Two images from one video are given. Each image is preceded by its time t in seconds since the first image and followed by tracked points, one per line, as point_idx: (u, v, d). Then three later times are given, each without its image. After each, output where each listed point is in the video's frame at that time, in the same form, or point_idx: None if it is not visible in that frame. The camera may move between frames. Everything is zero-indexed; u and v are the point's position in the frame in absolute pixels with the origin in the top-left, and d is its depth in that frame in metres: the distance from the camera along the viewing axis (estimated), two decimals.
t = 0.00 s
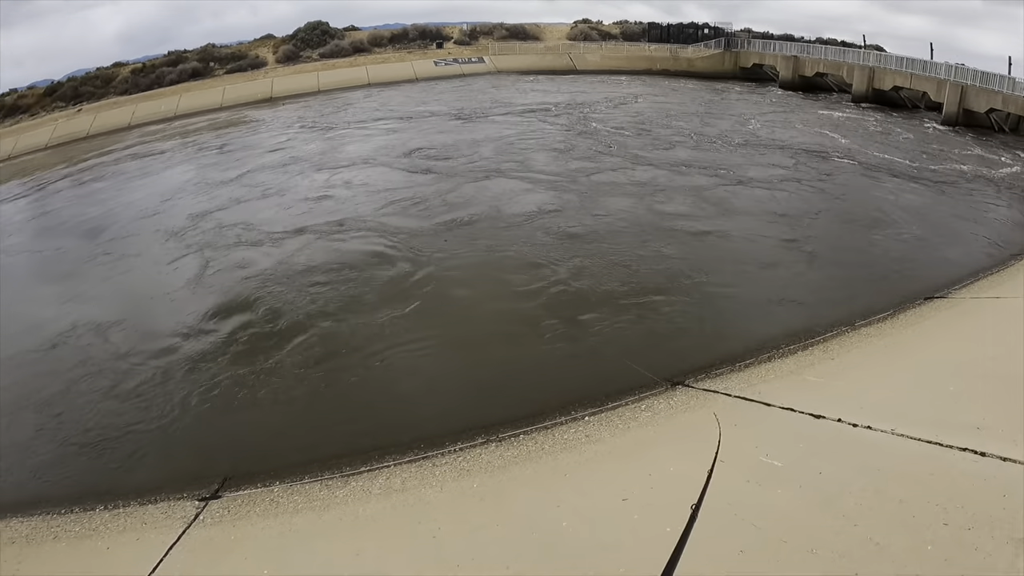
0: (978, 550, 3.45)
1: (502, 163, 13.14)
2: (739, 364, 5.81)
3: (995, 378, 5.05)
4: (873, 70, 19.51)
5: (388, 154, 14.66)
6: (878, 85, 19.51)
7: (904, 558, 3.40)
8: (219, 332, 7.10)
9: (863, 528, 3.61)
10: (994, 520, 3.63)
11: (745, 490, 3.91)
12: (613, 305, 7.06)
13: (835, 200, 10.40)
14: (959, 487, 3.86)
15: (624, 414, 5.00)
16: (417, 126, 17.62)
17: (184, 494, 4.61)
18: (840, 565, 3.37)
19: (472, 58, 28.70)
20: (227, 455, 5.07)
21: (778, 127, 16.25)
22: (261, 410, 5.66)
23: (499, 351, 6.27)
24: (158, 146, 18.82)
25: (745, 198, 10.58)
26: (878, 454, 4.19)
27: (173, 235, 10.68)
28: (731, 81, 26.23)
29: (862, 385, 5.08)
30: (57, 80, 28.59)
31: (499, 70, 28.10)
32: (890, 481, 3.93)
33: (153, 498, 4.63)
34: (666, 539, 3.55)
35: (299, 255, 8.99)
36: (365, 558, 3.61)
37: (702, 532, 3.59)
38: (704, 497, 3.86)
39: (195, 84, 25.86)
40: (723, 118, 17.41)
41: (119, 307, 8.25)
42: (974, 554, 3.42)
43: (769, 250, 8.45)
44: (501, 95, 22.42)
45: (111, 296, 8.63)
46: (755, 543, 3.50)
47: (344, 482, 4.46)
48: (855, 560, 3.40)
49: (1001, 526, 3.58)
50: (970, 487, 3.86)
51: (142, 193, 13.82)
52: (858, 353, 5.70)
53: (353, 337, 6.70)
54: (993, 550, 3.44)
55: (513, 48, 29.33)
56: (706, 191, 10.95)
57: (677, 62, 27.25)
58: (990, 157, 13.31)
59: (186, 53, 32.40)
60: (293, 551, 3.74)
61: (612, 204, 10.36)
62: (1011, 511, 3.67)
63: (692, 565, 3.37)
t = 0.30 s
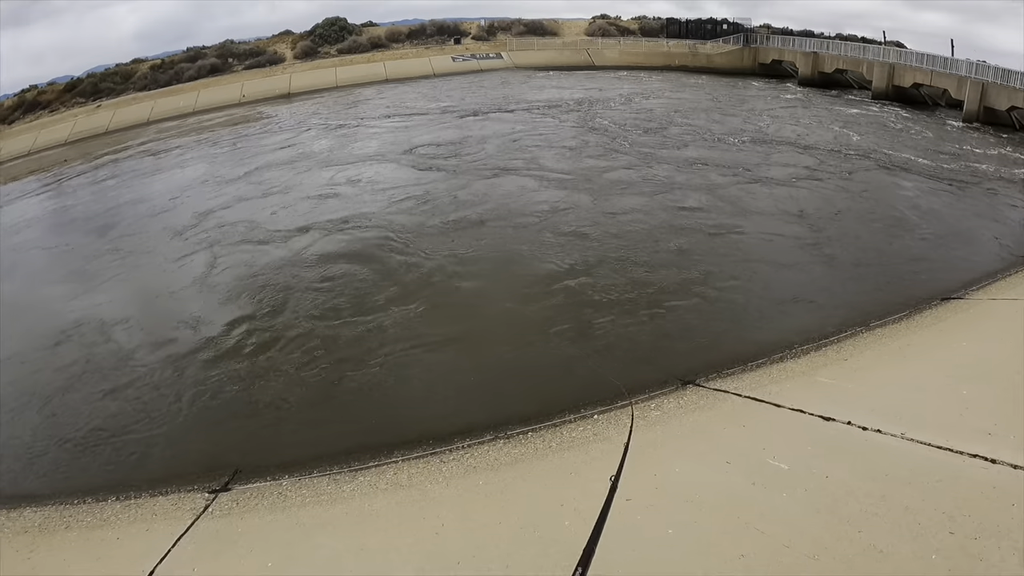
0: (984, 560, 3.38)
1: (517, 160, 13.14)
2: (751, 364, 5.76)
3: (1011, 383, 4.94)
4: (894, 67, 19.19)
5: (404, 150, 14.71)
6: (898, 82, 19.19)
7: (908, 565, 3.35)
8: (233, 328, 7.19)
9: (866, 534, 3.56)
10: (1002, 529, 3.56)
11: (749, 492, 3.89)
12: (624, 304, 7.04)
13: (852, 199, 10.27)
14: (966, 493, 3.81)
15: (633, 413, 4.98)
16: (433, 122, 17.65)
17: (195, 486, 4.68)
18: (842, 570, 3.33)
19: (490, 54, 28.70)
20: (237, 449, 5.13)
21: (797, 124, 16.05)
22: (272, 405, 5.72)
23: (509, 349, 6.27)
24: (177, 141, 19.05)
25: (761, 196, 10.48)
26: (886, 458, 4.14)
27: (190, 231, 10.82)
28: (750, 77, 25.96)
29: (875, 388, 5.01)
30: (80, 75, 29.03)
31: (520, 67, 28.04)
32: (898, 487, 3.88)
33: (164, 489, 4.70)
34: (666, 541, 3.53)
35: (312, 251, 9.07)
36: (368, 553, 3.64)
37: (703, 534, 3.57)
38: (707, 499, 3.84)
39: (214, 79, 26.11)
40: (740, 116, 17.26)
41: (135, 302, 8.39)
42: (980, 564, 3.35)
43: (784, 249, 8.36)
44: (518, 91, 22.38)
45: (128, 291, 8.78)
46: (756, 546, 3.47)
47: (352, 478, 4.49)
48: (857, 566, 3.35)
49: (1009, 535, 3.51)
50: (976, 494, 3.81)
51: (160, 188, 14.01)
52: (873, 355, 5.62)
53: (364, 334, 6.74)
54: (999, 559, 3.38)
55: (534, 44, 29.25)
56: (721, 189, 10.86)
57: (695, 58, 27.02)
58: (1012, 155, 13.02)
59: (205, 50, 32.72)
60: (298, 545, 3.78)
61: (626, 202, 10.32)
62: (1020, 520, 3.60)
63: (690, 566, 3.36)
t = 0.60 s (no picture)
0: (986, 570, 3.34)
1: (528, 158, 13.14)
2: (759, 365, 5.72)
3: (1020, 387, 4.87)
4: (908, 65, 18.96)
5: (415, 148, 14.75)
6: (913, 81, 18.96)
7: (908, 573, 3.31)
8: (243, 325, 7.26)
9: (868, 540, 3.54)
10: (1006, 538, 3.52)
11: (752, 495, 3.87)
12: (633, 304, 7.02)
13: (864, 199, 10.16)
14: (972, 500, 3.77)
15: (639, 412, 4.97)
16: (445, 121, 17.67)
17: (202, 481, 4.72)
18: None
19: (503, 52, 28.69)
20: (244, 446, 5.17)
21: (810, 124, 15.90)
22: (280, 403, 5.77)
23: (516, 349, 6.27)
24: (190, 139, 19.22)
25: (772, 196, 10.40)
26: (892, 463, 4.10)
27: (202, 228, 10.92)
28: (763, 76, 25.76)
29: (883, 391, 4.95)
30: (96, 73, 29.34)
31: (534, 65, 27.97)
32: (902, 493, 3.84)
33: (172, 484, 4.75)
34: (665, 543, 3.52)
35: (322, 250, 9.12)
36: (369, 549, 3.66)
37: (701, 537, 3.55)
38: (709, 502, 3.83)
39: (227, 77, 26.29)
40: (753, 114, 17.11)
41: (146, 299, 8.49)
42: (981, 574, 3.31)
43: (795, 250, 8.30)
44: (530, 89, 22.35)
45: (139, 288, 8.88)
46: (755, 550, 3.45)
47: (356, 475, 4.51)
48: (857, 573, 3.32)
49: (1012, 544, 3.47)
50: (982, 501, 3.76)
51: (173, 186, 14.15)
52: (882, 357, 5.55)
53: (372, 333, 6.78)
54: (1001, 569, 3.33)
55: (549, 41, 29.16)
56: (732, 188, 10.80)
57: (709, 56, 26.85)
58: None
59: (219, 48, 32.93)
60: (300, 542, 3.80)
61: (636, 202, 10.28)
62: None
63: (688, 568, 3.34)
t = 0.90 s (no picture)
0: None
1: (532, 160, 13.13)
2: (760, 367, 5.68)
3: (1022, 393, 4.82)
4: (914, 67, 18.85)
5: (419, 149, 14.76)
6: (919, 82, 18.85)
7: None
8: (244, 326, 7.28)
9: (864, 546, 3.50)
10: (1005, 547, 3.47)
11: (748, 500, 3.83)
12: (634, 305, 7.00)
13: (869, 201, 10.10)
14: (971, 507, 3.72)
15: (638, 415, 4.94)
16: (449, 121, 17.68)
17: (200, 480, 4.73)
18: None
19: (509, 53, 28.69)
20: (242, 446, 5.18)
21: (815, 125, 15.84)
22: (280, 403, 5.77)
23: (516, 351, 6.25)
24: (195, 139, 19.30)
25: (775, 198, 10.36)
26: (891, 468, 4.06)
27: (205, 229, 10.97)
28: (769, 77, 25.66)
29: (883, 395, 4.91)
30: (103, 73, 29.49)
31: (539, 65, 27.97)
32: (901, 499, 3.80)
33: (170, 483, 4.75)
34: (659, 547, 3.50)
35: (324, 251, 9.14)
36: (363, 549, 3.66)
37: (697, 541, 3.53)
38: (705, 506, 3.80)
39: (233, 77, 26.39)
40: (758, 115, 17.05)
41: (149, 299, 8.52)
42: None
43: (797, 251, 8.26)
44: (535, 90, 22.35)
45: (143, 288, 8.92)
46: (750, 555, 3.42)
47: (354, 475, 4.50)
48: None
49: (1011, 553, 3.43)
50: (981, 508, 3.72)
51: (178, 186, 14.21)
52: (884, 360, 5.51)
53: (371, 335, 6.77)
54: None
55: (555, 42, 29.15)
56: (735, 190, 10.76)
57: (715, 57, 26.77)
58: None
59: (225, 48, 33.05)
60: (294, 541, 3.79)
61: (639, 203, 10.25)
62: None
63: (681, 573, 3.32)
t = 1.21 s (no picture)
0: None
1: (542, 161, 13.14)
2: (769, 370, 5.65)
3: None
4: (926, 69, 18.69)
5: (429, 149, 14.81)
6: (931, 85, 18.69)
7: None
8: (253, 325, 7.33)
9: (871, 552, 3.47)
10: (1015, 553, 3.42)
11: (756, 504, 3.81)
12: (641, 307, 6.98)
13: (879, 204, 10.03)
14: (980, 514, 3.69)
15: (646, 417, 4.93)
16: (459, 122, 17.71)
17: (208, 477, 4.76)
18: None
19: (520, 54, 28.71)
20: (250, 445, 5.21)
21: (827, 128, 15.74)
22: (288, 402, 5.79)
23: (523, 352, 6.25)
24: (207, 138, 19.46)
25: (785, 200, 10.31)
26: (900, 473, 4.02)
27: (215, 227, 11.06)
28: (781, 79, 25.53)
29: (893, 400, 4.87)
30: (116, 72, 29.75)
31: (550, 66, 27.96)
32: (910, 505, 3.77)
33: (178, 480, 4.79)
34: (665, 550, 3.49)
35: (333, 250, 9.18)
36: (369, 547, 3.67)
37: (703, 544, 3.51)
38: (712, 508, 3.79)
39: (245, 77, 26.55)
40: (768, 118, 16.97)
41: (159, 297, 8.60)
42: None
43: (807, 254, 8.20)
44: (546, 91, 22.36)
45: (153, 286, 9.00)
46: (756, 560, 3.40)
47: (361, 474, 4.52)
48: None
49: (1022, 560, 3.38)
50: (990, 514, 3.68)
51: (189, 184, 14.33)
52: (894, 365, 5.46)
53: (379, 335, 6.80)
54: None
55: (566, 43, 29.14)
56: (745, 193, 10.71)
57: (726, 59, 26.68)
58: None
59: (238, 48, 33.27)
60: (300, 539, 3.81)
61: (648, 205, 10.23)
62: None
63: None
